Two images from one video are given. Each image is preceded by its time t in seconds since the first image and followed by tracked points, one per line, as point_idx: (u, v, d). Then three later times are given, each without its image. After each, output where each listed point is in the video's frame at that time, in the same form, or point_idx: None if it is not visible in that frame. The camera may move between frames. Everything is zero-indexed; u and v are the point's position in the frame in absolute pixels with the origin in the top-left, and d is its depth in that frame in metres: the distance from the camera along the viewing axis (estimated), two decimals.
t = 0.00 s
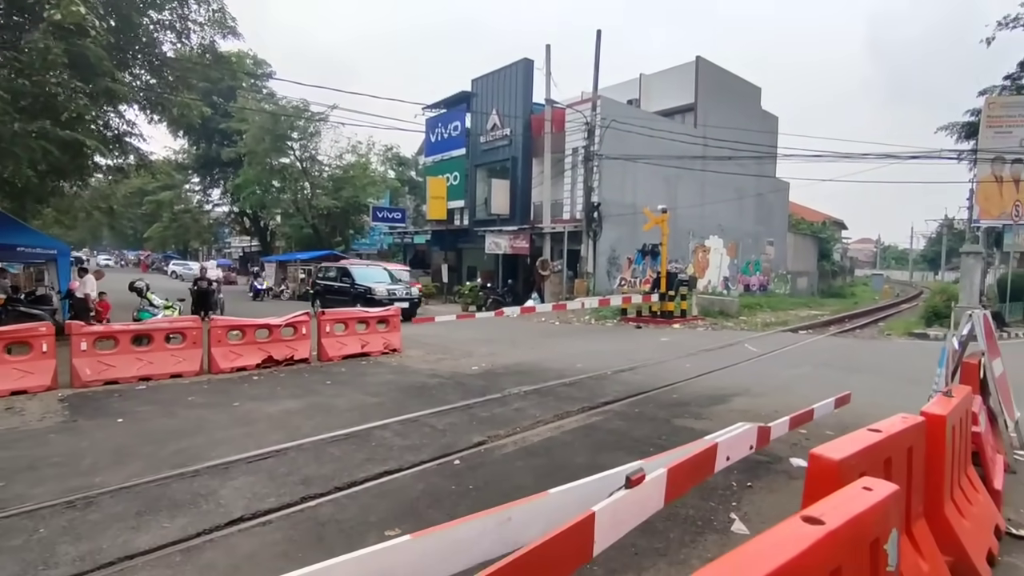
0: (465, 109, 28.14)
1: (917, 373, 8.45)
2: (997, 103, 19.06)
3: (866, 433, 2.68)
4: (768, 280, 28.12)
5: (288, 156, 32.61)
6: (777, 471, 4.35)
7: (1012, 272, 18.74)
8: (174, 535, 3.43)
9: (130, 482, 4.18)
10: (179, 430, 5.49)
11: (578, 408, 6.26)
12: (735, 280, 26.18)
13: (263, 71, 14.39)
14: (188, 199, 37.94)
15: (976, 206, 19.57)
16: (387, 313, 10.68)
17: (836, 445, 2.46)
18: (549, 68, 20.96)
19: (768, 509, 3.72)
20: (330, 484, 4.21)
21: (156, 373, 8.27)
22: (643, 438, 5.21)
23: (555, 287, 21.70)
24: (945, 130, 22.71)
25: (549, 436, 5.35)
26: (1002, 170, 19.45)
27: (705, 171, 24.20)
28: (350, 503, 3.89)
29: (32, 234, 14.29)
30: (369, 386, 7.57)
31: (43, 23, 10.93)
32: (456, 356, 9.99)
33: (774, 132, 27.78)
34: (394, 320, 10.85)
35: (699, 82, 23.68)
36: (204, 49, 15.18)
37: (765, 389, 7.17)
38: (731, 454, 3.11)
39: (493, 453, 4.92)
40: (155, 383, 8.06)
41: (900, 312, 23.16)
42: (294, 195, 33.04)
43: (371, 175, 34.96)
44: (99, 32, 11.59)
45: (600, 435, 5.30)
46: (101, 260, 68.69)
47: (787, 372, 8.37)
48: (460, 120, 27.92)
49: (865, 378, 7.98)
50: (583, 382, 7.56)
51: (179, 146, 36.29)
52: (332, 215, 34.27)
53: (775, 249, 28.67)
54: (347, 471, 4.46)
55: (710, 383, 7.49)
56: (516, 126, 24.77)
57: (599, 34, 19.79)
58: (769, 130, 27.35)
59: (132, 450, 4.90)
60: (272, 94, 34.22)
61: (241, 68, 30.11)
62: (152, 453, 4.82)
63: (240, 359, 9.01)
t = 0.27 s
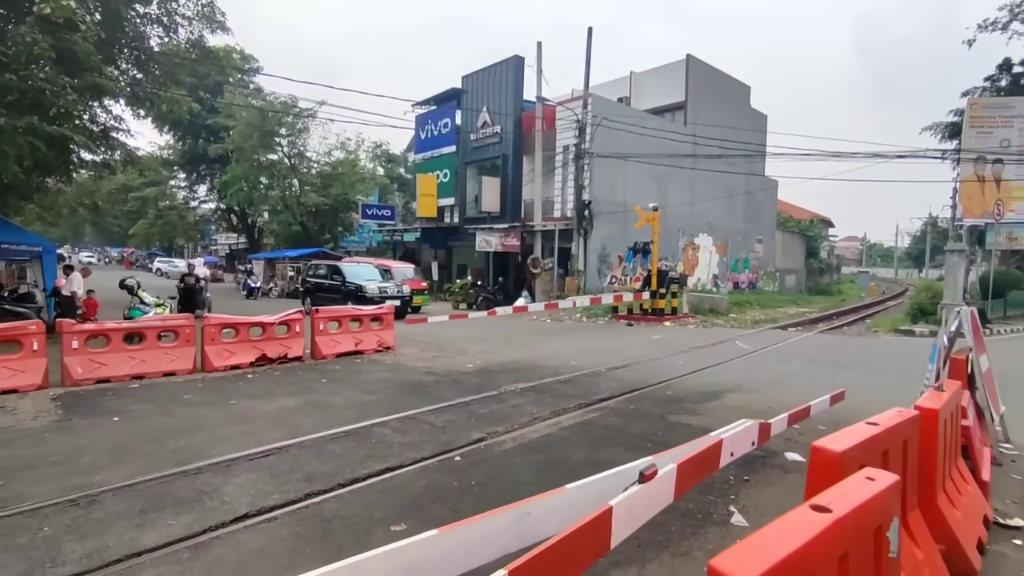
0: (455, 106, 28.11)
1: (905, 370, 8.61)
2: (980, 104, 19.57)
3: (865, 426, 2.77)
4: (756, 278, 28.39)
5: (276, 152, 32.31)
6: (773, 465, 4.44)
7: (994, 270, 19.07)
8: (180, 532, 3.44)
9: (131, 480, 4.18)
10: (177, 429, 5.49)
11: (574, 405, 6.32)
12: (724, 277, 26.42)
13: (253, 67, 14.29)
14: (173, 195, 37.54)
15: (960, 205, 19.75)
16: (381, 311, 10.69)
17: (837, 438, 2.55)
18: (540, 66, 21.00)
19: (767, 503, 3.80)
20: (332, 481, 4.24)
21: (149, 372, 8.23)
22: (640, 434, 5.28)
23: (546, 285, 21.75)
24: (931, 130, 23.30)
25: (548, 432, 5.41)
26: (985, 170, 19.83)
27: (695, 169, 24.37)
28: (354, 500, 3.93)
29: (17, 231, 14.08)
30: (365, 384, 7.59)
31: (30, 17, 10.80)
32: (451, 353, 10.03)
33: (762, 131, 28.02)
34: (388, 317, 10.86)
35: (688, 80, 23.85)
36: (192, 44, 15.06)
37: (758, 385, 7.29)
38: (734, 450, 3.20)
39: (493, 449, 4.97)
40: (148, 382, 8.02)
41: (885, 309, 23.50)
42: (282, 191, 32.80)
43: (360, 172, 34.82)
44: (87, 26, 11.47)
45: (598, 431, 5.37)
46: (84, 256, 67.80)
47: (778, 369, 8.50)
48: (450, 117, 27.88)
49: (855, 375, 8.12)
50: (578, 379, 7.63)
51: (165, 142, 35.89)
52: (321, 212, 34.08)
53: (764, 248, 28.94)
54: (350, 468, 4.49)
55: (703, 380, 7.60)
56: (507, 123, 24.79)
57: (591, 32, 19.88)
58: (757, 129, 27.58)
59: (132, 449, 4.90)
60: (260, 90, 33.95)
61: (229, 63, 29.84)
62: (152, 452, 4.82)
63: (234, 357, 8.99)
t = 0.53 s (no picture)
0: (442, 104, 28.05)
1: (893, 365, 8.79)
2: (960, 106, 20.08)
3: (866, 417, 2.85)
4: (743, 276, 28.69)
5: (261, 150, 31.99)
6: (771, 458, 4.53)
7: (974, 269, 19.48)
8: (189, 529, 3.44)
9: (133, 478, 4.16)
10: (175, 427, 5.46)
11: (572, 402, 6.38)
12: (711, 276, 26.67)
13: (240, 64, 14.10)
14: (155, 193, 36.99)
15: (942, 205, 20.24)
16: (373, 309, 10.67)
17: (842, 428, 2.62)
18: (529, 64, 21.03)
19: (768, 494, 3.88)
20: (337, 478, 4.25)
21: (139, 371, 8.14)
22: (640, 429, 5.35)
23: (534, 284, 21.82)
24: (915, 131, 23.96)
25: (548, 428, 5.46)
26: (965, 170, 20.25)
27: (683, 168, 24.58)
28: (361, 495, 3.95)
29: None
30: (361, 381, 7.59)
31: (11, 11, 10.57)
32: (444, 351, 10.04)
33: (748, 131, 28.31)
34: (380, 316, 10.84)
35: (676, 80, 24.05)
36: (177, 39, 14.85)
37: (751, 381, 7.40)
38: (738, 439, 3.27)
39: (495, 445, 5.01)
40: (139, 381, 7.93)
41: (869, 307, 23.87)
42: (267, 189, 32.47)
43: (347, 170, 34.61)
44: (70, 20, 11.27)
45: (598, 427, 5.43)
46: (62, 255, 66.55)
47: (769, 365, 8.64)
48: (438, 115, 27.80)
49: (844, 371, 8.28)
50: (574, 376, 7.69)
51: (147, 139, 35.35)
52: (307, 210, 33.82)
53: (750, 246, 29.25)
54: (353, 465, 4.51)
55: (697, 376, 7.70)
56: (495, 122, 24.78)
57: (579, 31, 19.95)
58: (743, 128, 27.86)
59: (131, 447, 4.86)
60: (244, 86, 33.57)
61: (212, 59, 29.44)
62: (152, 450, 4.79)
63: (226, 356, 8.92)
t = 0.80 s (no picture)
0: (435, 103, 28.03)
1: (885, 363, 8.93)
2: (948, 107, 20.43)
3: (868, 410, 2.94)
4: (734, 276, 28.91)
5: (251, 149, 31.81)
6: (770, 453, 4.62)
7: (962, 268, 19.75)
8: (201, 525, 3.47)
9: (141, 477, 4.17)
10: (178, 427, 5.47)
11: (572, 399, 6.45)
12: (703, 275, 26.85)
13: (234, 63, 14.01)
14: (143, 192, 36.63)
15: (931, 205, 20.41)
16: (370, 308, 10.68)
17: (846, 420, 2.71)
18: (522, 64, 21.08)
19: (769, 487, 3.96)
20: (344, 475, 4.29)
21: (136, 371, 8.11)
22: (640, 425, 5.43)
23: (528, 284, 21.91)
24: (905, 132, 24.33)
25: (549, 425, 5.53)
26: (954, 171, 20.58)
27: (674, 168, 24.75)
28: (369, 492, 3.99)
29: None
30: (361, 380, 7.62)
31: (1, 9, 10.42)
32: (441, 350, 10.08)
33: (739, 131, 28.51)
34: (377, 315, 10.86)
35: (668, 80, 24.19)
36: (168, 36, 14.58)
37: (746, 378, 7.51)
38: (744, 433, 3.35)
39: (498, 442, 5.07)
40: (136, 382, 7.91)
41: (859, 306, 24.12)
42: (257, 189, 32.26)
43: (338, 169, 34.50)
44: (62, 18, 11.13)
45: (599, 424, 5.51)
46: (46, 255, 65.64)
47: (764, 363, 8.76)
48: (430, 115, 27.79)
49: (838, 368, 8.41)
50: (572, 374, 7.77)
51: (135, 138, 35.00)
52: (298, 210, 33.67)
53: (741, 246, 29.47)
54: (359, 462, 4.55)
55: (694, 374, 7.80)
56: (488, 122, 24.80)
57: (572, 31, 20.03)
58: (734, 129, 28.07)
59: (136, 447, 4.87)
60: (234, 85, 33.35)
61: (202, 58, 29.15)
62: (157, 449, 4.81)
63: (223, 356, 8.91)
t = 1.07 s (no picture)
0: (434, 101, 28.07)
1: (883, 359, 9.04)
2: (947, 105, 20.51)
3: (869, 406, 3.03)
4: (733, 273, 29.00)
5: (249, 147, 31.82)
6: (772, 449, 4.71)
7: (959, 265, 19.89)
8: (216, 521, 3.55)
9: (154, 474, 4.25)
10: (187, 424, 5.54)
11: (575, 396, 6.53)
12: (702, 273, 26.93)
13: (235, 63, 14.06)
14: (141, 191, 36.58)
15: (929, 202, 20.63)
16: (372, 306, 10.76)
17: (848, 416, 2.80)
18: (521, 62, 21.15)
19: (772, 483, 4.05)
20: (354, 471, 4.37)
21: (142, 370, 8.17)
22: (644, 422, 5.51)
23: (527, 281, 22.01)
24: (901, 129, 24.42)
25: (553, 422, 5.61)
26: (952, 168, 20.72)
27: (673, 166, 24.82)
28: (380, 487, 4.07)
29: None
30: (365, 378, 7.70)
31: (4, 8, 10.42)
32: (444, 348, 10.17)
33: (737, 129, 28.60)
34: (379, 313, 10.93)
35: (667, 78, 24.26)
36: (168, 35, 14.60)
37: (746, 375, 7.61)
38: (750, 430, 3.43)
39: (504, 439, 5.15)
40: (142, 380, 7.96)
41: (857, 303, 24.22)
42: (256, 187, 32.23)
43: (337, 167, 34.53)
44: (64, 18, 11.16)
45: (602, 420, 5.59)
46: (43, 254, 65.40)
47: (763, 360, 8.86)
48: (429, 113, 27.83)
49: (837, 365, 8.50)
50: (574, 372, 7.86)
51: (133, 136, 34.94)
52: (297, 208, 33.69)
53: (740, 243, 29.56)
54: (368, 458, 4.63)
55: (694, 371, 7.89)
56: (487, 120, 24.85)
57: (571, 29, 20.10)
58: (733, 126, 28.14)
59: (147, 444, 4.95)
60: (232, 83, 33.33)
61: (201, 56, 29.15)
62: (169, 447, 4.88)
63: (227, 355, 8.98)
